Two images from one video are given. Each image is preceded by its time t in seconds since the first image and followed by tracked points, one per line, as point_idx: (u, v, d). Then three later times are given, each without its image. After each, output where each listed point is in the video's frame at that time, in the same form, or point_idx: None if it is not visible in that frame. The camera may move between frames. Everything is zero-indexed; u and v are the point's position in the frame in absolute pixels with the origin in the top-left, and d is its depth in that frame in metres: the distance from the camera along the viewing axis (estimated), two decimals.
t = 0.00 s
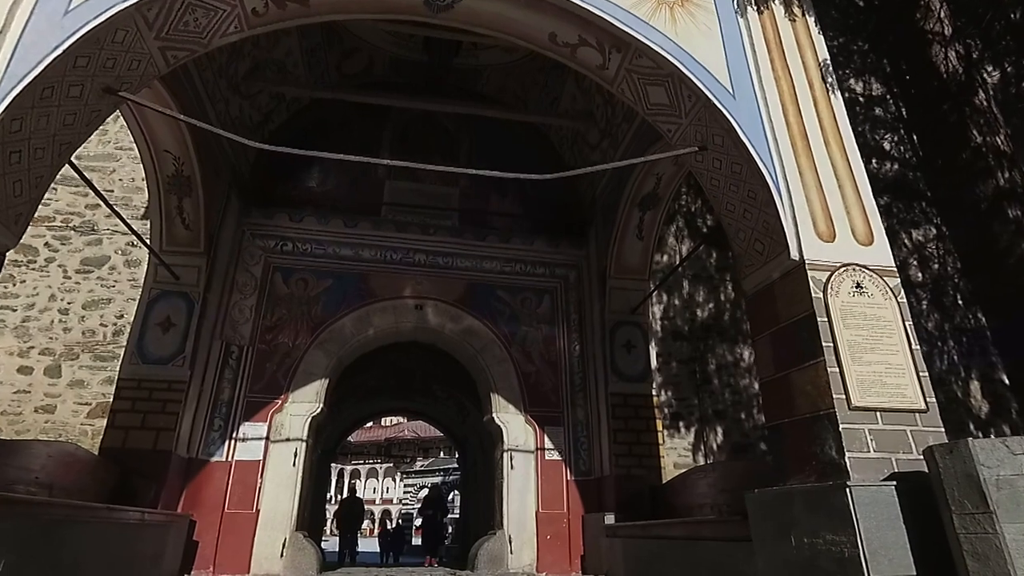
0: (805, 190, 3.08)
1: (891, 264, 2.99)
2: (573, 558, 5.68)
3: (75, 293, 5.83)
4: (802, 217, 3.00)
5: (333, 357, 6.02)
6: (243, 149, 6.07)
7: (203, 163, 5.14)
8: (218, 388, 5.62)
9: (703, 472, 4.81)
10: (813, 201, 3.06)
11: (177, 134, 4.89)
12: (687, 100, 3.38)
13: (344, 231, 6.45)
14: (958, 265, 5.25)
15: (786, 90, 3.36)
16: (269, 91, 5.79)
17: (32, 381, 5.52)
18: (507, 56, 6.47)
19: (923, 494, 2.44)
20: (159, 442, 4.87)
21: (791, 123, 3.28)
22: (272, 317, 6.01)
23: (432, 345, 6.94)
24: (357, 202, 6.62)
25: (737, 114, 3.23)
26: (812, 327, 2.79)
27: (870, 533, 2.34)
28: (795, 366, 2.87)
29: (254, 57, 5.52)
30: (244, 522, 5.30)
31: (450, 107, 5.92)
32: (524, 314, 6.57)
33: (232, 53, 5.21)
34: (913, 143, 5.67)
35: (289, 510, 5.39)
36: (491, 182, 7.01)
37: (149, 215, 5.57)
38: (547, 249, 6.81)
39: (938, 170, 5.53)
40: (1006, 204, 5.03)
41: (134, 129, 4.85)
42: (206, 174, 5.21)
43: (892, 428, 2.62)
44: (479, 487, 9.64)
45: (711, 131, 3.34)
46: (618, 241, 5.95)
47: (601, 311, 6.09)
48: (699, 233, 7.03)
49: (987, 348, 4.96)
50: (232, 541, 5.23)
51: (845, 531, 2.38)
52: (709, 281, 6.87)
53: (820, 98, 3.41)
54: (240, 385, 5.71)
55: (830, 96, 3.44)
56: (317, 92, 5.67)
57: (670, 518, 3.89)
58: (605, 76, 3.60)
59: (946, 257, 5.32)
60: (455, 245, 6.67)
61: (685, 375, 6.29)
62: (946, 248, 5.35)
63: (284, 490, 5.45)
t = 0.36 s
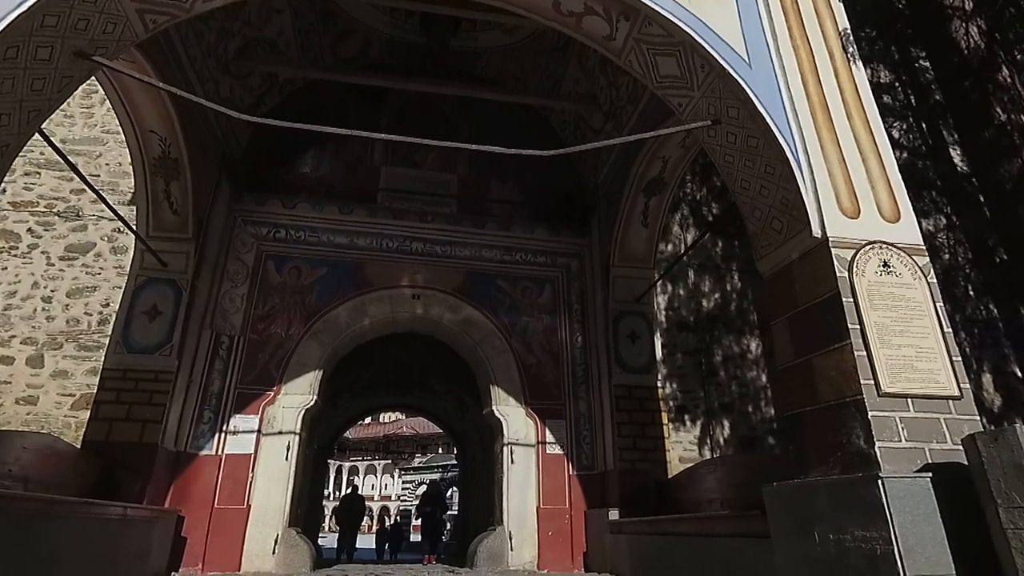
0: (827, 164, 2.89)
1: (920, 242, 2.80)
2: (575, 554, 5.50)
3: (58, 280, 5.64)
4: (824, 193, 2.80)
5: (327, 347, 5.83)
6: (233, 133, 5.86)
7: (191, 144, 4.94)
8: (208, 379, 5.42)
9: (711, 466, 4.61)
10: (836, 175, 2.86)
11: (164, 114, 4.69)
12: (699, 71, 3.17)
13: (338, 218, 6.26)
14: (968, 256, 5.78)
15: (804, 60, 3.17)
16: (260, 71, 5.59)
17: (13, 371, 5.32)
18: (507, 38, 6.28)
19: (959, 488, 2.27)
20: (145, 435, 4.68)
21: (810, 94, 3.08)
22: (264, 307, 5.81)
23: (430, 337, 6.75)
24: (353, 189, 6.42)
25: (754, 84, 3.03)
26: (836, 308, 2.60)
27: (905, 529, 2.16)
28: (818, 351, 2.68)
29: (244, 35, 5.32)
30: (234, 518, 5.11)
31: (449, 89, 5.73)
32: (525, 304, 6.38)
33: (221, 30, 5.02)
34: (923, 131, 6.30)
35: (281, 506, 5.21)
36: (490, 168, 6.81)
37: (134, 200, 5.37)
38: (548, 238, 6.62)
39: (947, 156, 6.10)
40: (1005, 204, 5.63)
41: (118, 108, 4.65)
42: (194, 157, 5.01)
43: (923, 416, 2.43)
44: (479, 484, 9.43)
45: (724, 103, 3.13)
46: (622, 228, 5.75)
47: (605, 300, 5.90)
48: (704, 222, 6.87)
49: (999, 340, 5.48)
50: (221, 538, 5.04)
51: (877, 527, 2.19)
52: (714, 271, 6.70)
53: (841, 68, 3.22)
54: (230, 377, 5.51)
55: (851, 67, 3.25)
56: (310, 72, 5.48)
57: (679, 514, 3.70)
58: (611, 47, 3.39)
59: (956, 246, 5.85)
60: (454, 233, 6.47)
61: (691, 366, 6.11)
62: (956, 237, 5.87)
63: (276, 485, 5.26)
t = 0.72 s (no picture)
0: (856, 131, 2.69)
1: (956, 214, 2.60)
2: (579, 551, 5.30)
3: (41, 266, 5.44)
4: (853, 161, 2.60)
5: (322, 337, 5.63)
6: (224, 114, 5.64)
7: (177, 123, 4.73)
8: (197, 369, 5.21)
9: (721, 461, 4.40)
10: (865, 143, 2.66)
11: (148, 90, 4.48)
12: (717, 35, 2.95)
13: (333, 202, 6.04)
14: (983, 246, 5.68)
15: (829, 23, 2.97)
16: (252, 49, 5.38)
17: None
18: (508, 17, 6.07)
19: (1006, 479, 2.10)
20: (129, 426, 4.48)
21: (836, 58, 2.88)
22: (256, 295, 5.61)
23: (428, 327, 6.55)
24: (348, 174, 6.20)
25: (777, 47, 2.82)
26: (869, 286, 2.39)
27: (951, 525, 1.99)
28: (848, 332, 2.48)
29: (234, 10, 5.10)
30: (224, 513, 4.91)
31: (448, 68, 5.51)
32: (526, 293, 6.18)
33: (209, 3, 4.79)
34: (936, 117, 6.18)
35: (273, 501, 5.01)
36: (490, 154, 6.61)
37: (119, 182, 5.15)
38: (550, 225, 6.40)
39: (960, 143, 6.01)
40: (1023, 187, 5.73)
41: (101, 84, 4.44)
42: (180, 136, 4.80)
43: (965, 402, 2.24)
44: (479, 479, 9.22)
45: (744, 68, 2.92)
46: (628, 214, 5.54)
47: (609, 289, 5.70)
48: (711, 210, 6.68)
49: (1016, 334, 5.35)
50: (211, 534, 4.84)
51: (920, 522, 2.01)
52: (722, 260, 6.49)
53: (868, 32, 3.02)
54: (221, 367, 5.30)
55: (878, 31, 3.05)
56: (303, 50, 5.26)
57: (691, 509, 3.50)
58: (621, 13, 3.19)
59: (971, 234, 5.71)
60: (453, 219, 6.26)
61: (699, 357, 5.92)
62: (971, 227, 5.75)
63: (268, 479, 5.06)
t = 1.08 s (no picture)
0: (887, 96, 2.49)
1: (997, 186, 2.40)
2: (581, 547, 5.13)
3: (21, 252, 5.24)
4: (884, 128, 2.41)
5: (316, 326, 5.44)
6: (213, 95, 5.44)
7: (162, 101, 4.53)
8: (185, 359, 5.01)
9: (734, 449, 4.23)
10: (898, 109, 2.47)
11: (131, 66, 4.28)
12: None
13: (327, 187, 5.84)
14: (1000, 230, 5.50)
15: None
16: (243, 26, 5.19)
17: None
18: None
19: None
20: (112, 418, 4.29)
21: (865, 21, 2.69)
22: (247, 283, 5.41)
23: (426, 318, 6.37)
24: (343, 158, 6.00)
25: (801, 8, 2.64)
26: (904, 261, 2.21)
27: (1002, 518, 1.80)
28: (879, 311, 2.30)
29: None
30: (214, 508, 4.72)
31: (446, 46, 5.31)
32: (527, 282, 5.99)
33: None
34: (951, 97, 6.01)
35: (265, 495, 4.82)
36: (490, 138, 6.42)
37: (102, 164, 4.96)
38: (552, 211, 6.20)
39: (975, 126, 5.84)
40: None
41: (81, 59, 4.23)
42: (166, 115, 4.60)
43: (1011, 386, 2.06)
44: (478, 474, 9.04)
45: (763, 31, 2.78)
46: (632, 198, 5.35)
47: (613, 277, 5.51)
48: (718, 196, 6.51)
49: None
50: (200, 529, 4.65)
51: (968, 516, 1.82)
52: (729, 248, 6.31)
53: None
54: (210, 357, 5.10)
55: None
56: (296, 26, 5.06)
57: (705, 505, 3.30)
58: None
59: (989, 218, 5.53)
60: (451, 205, 6.06)
61: (705, 348, 5.74)
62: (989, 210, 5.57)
63: (260, 472, 4.87)
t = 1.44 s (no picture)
0: (931, 50, 2.35)
1: None
2: (586, 541, 4.93)
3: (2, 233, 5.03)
4: (930, 81, 2.25)
5: (310, 313, 5.22)
6: (201, 70, 5.22)
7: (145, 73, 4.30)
8: (173, 344, 4.80)
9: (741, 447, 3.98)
10: (943, 64, 2.32)
11: (111, 34, 4.04)
12: None
13: (322, 168, 5.62)
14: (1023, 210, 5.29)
15: None
16: None
17: None
18: None
19: None
20: (95, 405, 4.07)
21: None
22: (238, 267, 5.20)
23: (425, 304, 6.16)
24: (339, 138, 5.78)
25: None
26: (953, 227, 2.06)
27: None
28: (923, 282, 2.15)
29: None
30: (204, 500, 4.51)
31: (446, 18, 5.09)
32: (529, 267, 5.77)
33: None
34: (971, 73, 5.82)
35: (257, 487, 4.61)
36: (491, 119, 6.21)
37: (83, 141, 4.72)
38: (556, 193, 5.98)
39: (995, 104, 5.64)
40: None
41: (57, 26, 3.96)
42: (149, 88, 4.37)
43: None
44: (478, 467, 8.85)
45: None
46: (640, 178, 5.13)
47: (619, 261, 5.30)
48: (727, 178, 6.32)
49: None
50: (188, 522, 4.44)
51: None
52: (738, 232, 6.09)
53: None
54: (200, 343, 4.88)
55: None
56: None
57: (725, 497, 3.10)
58: None
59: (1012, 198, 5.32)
60: (451, 187, 5.83)
61: (714, 335, 5.54)
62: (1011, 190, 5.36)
63: (252, 463, 4.67)
